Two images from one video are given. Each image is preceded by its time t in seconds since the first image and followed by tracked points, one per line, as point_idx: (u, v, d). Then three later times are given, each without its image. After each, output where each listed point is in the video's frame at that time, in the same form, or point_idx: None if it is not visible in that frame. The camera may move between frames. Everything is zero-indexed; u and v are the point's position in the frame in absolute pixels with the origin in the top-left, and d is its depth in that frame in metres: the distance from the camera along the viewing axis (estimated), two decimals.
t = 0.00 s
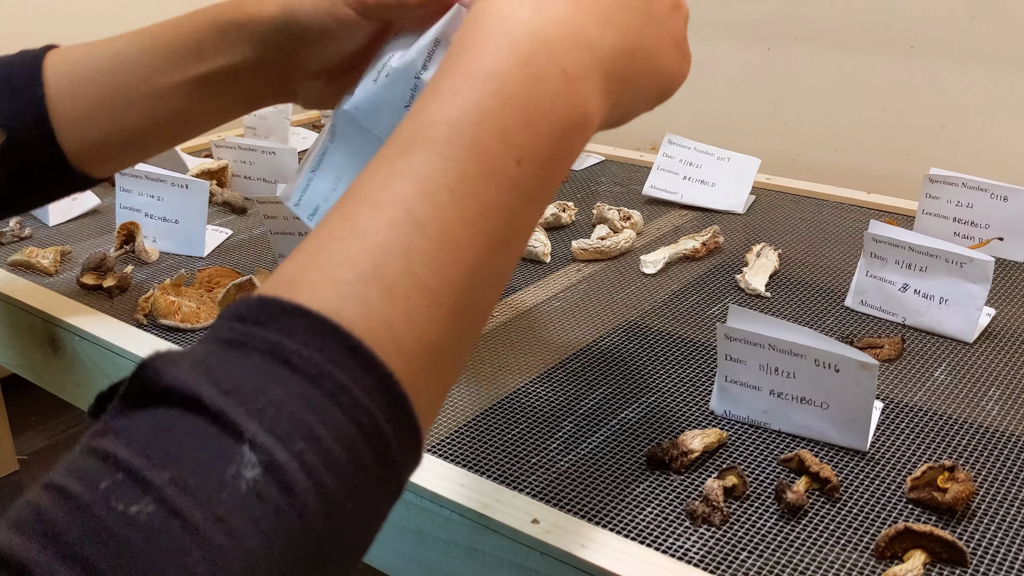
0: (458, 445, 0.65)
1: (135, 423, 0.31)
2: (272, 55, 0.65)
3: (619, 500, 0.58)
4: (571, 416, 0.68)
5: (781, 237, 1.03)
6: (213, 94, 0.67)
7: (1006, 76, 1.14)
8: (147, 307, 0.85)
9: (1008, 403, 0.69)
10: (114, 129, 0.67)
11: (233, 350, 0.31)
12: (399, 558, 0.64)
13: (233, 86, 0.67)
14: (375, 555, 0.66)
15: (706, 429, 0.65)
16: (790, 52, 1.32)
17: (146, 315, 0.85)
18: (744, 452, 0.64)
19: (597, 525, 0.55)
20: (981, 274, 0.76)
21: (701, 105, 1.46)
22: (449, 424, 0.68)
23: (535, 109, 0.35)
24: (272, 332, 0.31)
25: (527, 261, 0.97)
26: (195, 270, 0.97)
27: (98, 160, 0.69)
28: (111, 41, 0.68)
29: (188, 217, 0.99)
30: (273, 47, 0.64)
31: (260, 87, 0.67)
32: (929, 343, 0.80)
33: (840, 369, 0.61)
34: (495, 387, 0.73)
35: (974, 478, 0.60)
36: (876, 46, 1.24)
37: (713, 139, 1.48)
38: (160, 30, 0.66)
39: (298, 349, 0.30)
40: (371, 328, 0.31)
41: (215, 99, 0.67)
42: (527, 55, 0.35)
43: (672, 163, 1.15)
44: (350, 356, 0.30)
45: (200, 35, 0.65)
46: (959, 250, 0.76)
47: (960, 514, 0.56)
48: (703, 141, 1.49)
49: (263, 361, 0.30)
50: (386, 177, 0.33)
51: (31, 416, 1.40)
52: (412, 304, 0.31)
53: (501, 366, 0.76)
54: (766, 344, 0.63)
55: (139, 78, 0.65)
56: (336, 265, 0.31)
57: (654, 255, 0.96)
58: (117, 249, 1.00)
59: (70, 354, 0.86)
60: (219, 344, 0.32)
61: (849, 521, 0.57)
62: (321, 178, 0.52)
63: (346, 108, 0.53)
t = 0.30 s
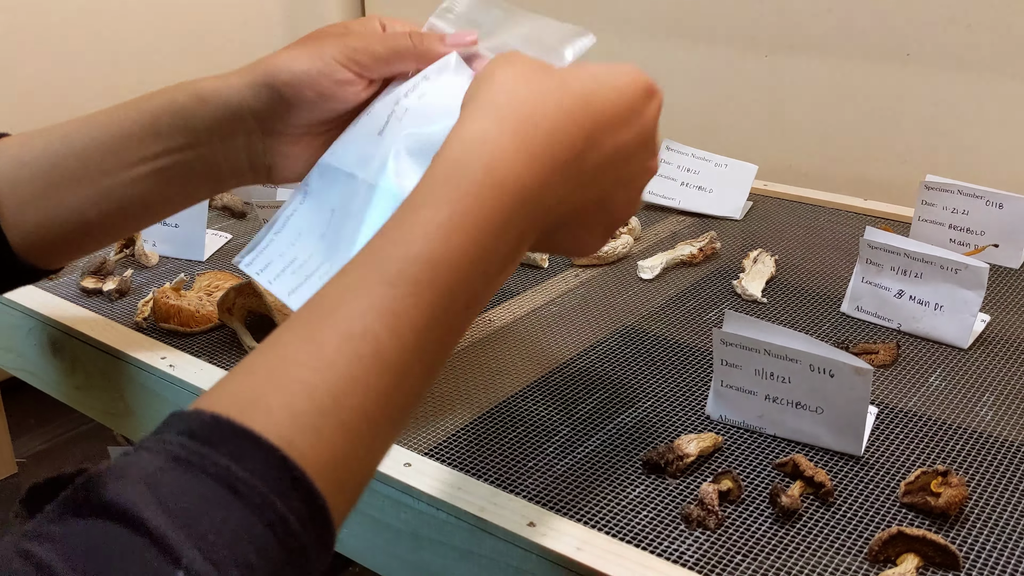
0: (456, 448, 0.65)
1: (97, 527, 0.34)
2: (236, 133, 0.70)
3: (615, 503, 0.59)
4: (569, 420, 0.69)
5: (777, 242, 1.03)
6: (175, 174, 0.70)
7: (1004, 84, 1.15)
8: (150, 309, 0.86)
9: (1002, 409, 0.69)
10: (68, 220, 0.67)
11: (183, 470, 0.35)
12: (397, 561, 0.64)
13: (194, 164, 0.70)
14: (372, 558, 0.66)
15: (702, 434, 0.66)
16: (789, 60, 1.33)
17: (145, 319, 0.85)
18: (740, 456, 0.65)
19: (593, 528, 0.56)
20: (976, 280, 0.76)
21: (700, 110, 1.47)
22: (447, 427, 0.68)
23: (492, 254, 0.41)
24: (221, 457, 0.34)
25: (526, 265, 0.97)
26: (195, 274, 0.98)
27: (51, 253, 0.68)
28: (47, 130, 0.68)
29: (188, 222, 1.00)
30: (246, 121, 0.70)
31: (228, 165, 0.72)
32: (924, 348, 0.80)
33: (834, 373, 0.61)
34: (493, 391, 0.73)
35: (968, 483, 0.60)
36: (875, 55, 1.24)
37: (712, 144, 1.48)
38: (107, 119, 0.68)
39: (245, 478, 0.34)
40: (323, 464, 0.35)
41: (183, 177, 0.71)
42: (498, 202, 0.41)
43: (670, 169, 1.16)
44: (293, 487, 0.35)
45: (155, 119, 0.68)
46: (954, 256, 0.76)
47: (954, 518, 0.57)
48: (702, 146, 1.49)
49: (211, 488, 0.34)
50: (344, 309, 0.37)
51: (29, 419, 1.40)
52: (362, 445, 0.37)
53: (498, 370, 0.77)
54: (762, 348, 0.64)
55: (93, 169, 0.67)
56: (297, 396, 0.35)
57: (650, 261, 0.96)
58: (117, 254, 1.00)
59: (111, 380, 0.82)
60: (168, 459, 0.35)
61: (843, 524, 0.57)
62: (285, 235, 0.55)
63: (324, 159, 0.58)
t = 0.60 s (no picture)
0: (454, 450, 0.65)
1: (60, 564, 0.36)
2: (232, 163, 0.76)
3: (612, 505, 0.59)
4: (566, 421, 0.69)
5: (776, 244, 1.04)
6: (169, 198, 0.76)
7: (1004, 85, 1.15)
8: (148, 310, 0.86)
9: (1001, 411, 0.69)
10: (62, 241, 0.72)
11: (151, 520, 0.36)
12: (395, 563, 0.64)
13: (186, 191, 0.76)
14: (370, 559, 0.66)
15: (700, 436, 0.66)
16: (789, 62, 1.33)
17: (143, 320, 0.85)
18: (738, 458, 0.65)
19: (590, 530, 0.56)
20: (974, 283, 0.76)
21: (699, 112, 1.47)
22: (444, 429, 0.68)
23: (450, 325, 0.48)
24: (189, 509, 0.37)
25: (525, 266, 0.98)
26: (193, 275, 0.98)
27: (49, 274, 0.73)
28: (37, 154, 0.73)
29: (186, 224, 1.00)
30: (242, 152, 0.76)
31: (222, 193, 0.78)
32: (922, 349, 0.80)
33: (832, 376, 0.61)
34: (491, 393, 0.73)
35: (966, 485, 0.60)
36: (874, 57, 1.24)
37: (711, 146, 1.48)
38: (100, 145, 0.73)
39: (211, 531, 0.36)
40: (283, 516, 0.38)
41: (176, 203, 0.77)
42: (461, 272, 0.47)
43: (669, 172, 1.15)
44: (255, 540, 0.37)
45: (150, 147, 0.73)
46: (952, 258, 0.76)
47: (952, 520, 0.57)
48: (702, 147, 1.49)
49: (176, 538, 0.36)
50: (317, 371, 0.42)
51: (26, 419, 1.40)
52: (316, 504, 0.40)
53: (497, 371, 0.77)
54: (760, 351, 0.64)
55: (89, 192, 0.72)
56: (265, 454, 0.39)
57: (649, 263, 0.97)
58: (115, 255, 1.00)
59: (108, 382, 0.82)
60: (138, 509, 0.37)
61: (841, 526, 0.57)
62: (273, 272, 0.60)
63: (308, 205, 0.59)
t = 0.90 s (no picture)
0: (454, 449, 0.65)
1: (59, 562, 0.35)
2: (221, 153, 0.76)
3: (612, 504, 0.59)
4: (567, 421, 0.69)
5: (777, 244, 1.04)
6: (161, 188, 0.76)
7: (1005, 85, 1.15)
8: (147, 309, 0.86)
9: (1001, 411, 0.69)
10: (52, 230, 0.72)
11: (144, 525, 0.37)
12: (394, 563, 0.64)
13: (176, 181, 0.76)
14: (370, 559, 0.66)
15: (700, 436, 0.66)
16: (789, 62, 1.33)
17: (144, 319, 0.85)
18: (738, 458, 0.65)
19: (590, 530, 0.56)
20: (974, 283, 0.76)
21: (699, 112, 1.47)
22: (445, 428, 0.68)
23: (442, 326, 0.48)
24: (181, 512, 0.37)
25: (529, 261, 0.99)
26: (193, 275, 0.98)
27: (41, 263, 0.73)
28: (32, 142, 0.73)
29: (186, 224, 1.00)
30: (232, 141, 0.76)
31: (218, 180, 0.78)
32: (921, 350, 0.80)
33: (832, 375, 0.61)
34: (492, 393, 0.73)
35: (966, 485, 0.60)
36: (874, 57, 1.24)
37: (711, 146, 1.48)
38: (107, 134, 0.74)
39: (204, 534, 0.37)
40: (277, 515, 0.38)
41: (166, 192, 0.77)
42: (449, 271, 0.48)
43: (669, 172, 1.16)
44: (247, 543, 0.38)
45: (151, 137, 0.74)
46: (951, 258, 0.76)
47: (951, 520, 0.57)
48: (702, 148, 1.50)
49: (170, 542, 0.36)
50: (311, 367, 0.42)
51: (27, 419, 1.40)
52: (312, 505, 0.41)
53: (497, 371, 0.77)
54: (761, 351, 0.64)
55: (94, 178, 0.73)
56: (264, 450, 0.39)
57: (649, 264, 0.97)
58: (115, 254, 1.01)
59: (108, 381, 0.82)
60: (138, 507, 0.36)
61: (841, 526, 0.57)
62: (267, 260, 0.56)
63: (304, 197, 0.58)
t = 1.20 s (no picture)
0: (457, 450, 0.65)
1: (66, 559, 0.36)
2: (236, 163, 0.76)
3: (616, 504, 0.59)
4: (570, 422, 0.69)
5: (778, 245, 1.04)
6: (175, 190, 0.76)
7: (1005, 86, 1.15)
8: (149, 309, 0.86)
9: (1004, 412, 0.69)
10: (68, 224, 0.73)
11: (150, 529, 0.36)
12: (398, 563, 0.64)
13: (193, 183, 0.77)
14: (373, 559, 0.66)
15: (703, 437, 0.66)
16: (789, 63, 1.33)
17: (146, 319, 0.85)
18: (741, 459, 0.65)
19: (593, 530, 0.56)
20: (976, 284, 0.76)
21: (700, 113, 1.47)
22: (449, 429, 0.68)
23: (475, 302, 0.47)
24: (224, 469, 0.37)
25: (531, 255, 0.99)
26: (195, 275, 0.98)
27: (58, 254, 0.75)
28: (59, 135, 0.74)
29: (187, 224, 1.00)
30: (246, 153, 0.76)
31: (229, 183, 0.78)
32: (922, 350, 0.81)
33: (836, 375, 0.61)
34: (495, 394, 0.73)
35: (968, 486, 0.60)
36: (874, 57, 1.24)
37: (711, 147, 1.48)
38: (128, 130, 0.74)
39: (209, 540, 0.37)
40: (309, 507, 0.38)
41: (183, 194, 0.77)
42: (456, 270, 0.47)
43: (670, 173, 1.16)
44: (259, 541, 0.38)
45: (164, 140, 0.74)
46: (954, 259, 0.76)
47: (955, 520, 0.57)
48: (703, 148, 1.50)
49: (214, 494, 0.37)
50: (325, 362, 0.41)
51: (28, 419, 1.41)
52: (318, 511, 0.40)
53: (500, 372, 0.77)
54: (764, 352, 0.64)
55: (110, 174, 0.73)
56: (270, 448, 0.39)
57: (652, 264, 0.97)
58: (118, 254, 1.01)
59: (111, 381, 0.82)
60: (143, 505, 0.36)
61: (844, 526, 0.57)
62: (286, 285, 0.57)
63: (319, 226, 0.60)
